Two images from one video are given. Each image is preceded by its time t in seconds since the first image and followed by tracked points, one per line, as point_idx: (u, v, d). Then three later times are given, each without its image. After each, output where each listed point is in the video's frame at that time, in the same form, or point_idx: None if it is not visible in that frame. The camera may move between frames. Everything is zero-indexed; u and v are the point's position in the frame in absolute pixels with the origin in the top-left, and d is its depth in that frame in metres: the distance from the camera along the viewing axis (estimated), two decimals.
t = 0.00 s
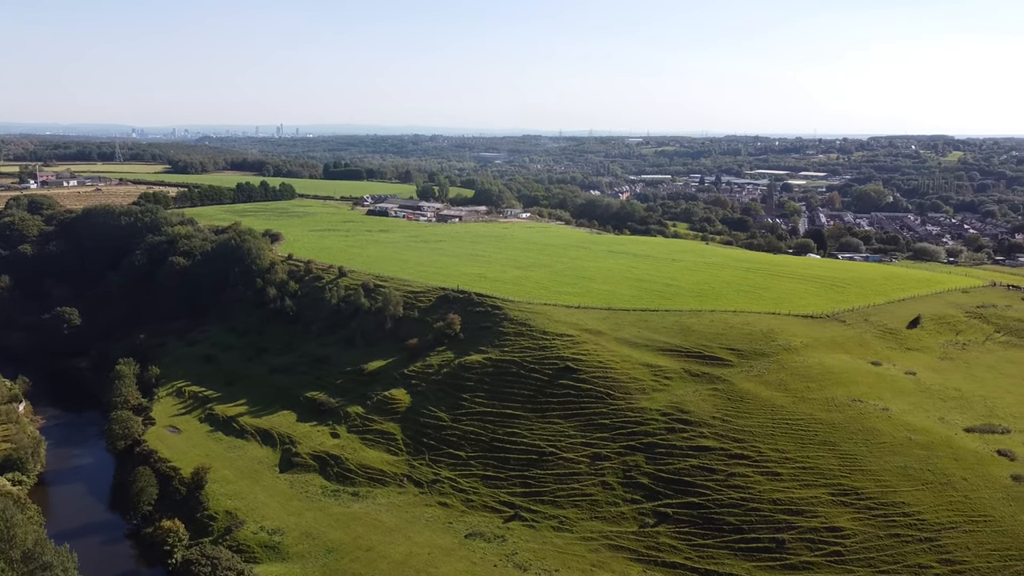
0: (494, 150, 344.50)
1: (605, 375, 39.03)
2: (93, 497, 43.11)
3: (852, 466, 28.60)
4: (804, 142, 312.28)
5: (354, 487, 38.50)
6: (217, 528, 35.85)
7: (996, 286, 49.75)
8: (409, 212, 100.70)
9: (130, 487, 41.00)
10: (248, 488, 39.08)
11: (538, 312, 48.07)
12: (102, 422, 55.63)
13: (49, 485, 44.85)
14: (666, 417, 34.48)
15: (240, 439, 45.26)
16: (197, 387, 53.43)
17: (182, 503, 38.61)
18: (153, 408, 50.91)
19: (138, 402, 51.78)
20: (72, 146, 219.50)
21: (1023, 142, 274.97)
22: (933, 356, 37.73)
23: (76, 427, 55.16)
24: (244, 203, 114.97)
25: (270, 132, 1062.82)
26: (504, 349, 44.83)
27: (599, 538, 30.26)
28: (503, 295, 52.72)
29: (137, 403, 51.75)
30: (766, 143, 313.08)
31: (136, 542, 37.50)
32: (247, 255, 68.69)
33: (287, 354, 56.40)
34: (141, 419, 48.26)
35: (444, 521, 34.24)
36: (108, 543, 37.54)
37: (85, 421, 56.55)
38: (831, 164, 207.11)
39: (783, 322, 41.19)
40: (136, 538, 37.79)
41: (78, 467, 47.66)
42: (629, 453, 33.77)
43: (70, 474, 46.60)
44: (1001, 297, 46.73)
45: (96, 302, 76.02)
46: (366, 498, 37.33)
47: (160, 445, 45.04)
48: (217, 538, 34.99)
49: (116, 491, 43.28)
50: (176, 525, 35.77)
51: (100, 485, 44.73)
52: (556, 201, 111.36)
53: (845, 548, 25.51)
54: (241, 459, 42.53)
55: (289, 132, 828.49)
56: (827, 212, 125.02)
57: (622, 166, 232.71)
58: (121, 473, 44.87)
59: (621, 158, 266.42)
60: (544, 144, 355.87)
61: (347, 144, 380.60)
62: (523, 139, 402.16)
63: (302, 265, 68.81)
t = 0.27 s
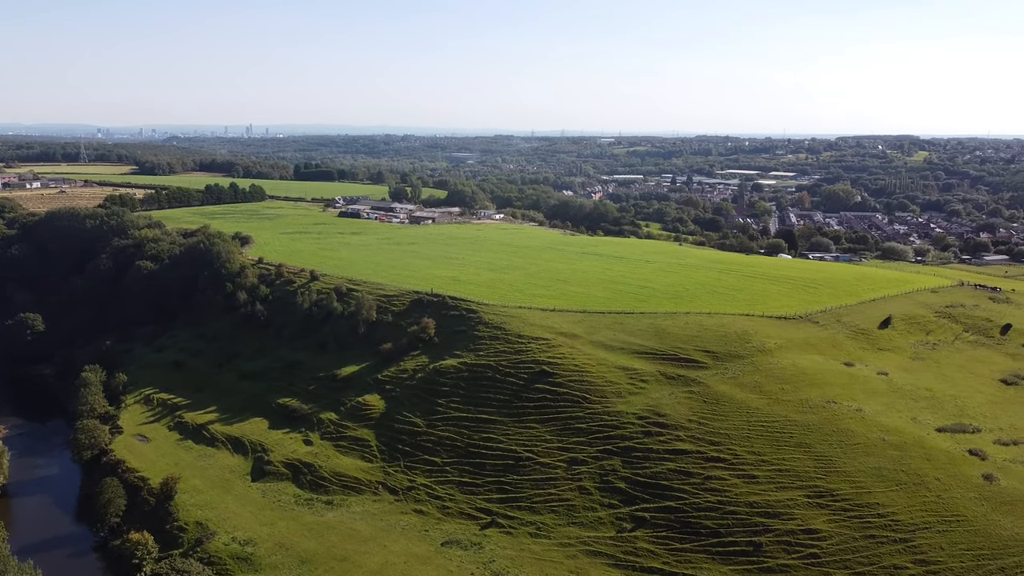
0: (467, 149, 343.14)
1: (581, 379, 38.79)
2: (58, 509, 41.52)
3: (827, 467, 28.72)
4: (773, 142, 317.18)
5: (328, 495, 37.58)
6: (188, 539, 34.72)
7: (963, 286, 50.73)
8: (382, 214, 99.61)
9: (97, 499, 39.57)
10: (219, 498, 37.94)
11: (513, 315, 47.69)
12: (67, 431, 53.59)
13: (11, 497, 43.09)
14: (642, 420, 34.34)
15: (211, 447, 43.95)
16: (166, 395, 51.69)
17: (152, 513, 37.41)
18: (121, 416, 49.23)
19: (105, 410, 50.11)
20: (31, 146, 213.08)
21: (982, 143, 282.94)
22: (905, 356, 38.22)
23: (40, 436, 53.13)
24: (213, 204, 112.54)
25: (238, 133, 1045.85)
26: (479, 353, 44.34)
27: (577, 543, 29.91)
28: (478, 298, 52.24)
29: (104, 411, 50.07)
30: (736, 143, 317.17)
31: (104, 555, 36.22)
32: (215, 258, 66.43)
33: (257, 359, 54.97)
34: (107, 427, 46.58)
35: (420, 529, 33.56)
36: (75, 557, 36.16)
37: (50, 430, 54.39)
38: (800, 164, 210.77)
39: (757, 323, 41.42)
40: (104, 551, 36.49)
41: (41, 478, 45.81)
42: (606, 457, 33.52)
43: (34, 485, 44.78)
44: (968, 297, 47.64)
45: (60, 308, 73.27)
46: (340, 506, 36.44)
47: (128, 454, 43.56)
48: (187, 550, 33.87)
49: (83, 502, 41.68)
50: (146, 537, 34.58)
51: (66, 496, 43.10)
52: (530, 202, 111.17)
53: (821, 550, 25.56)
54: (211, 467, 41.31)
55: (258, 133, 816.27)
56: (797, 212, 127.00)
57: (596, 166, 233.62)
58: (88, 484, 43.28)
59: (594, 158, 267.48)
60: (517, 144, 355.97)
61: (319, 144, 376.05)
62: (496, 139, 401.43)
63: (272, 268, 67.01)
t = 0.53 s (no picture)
0: (444, 149, 341.41)
1: (560, 382, 38.57)
2: (27, 518, 40.14)
3: (806, 469, 28.83)
4: (748, 142, 320.88)
5: (305, 502, 36.76)
6: (162, 549, 33.75)
7: (936, 285, 51.51)
8: (358, 215, 98.51)
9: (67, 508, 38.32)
10: (194, 506, 36.93)
11: (492, 318, 47.32)
12: (36, 439, 51.90)
13: None
14: (622, 423, 34.21)
15: (185, 454, 42.80)
16: (139, 401, 50.25)
17: (124, 524, 36.27)
18: (92, 424, 47.65)
19: (75, 416, 48.58)
20: None
21: (950, 143, 289.56)
22: (882, 355, 38.59)
23: (7, 445, 51.36)
24: (185, 206, 110.29)
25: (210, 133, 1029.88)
26: (458, 356, 43.89)
27: (558, 547, 29.57)
28: (456, 301, 51.77)
29: (75, 417, 48.53)
30: (711, 143, 320.25)
31: (76, 566, 35.10)
32: (189, 261, 64.96)
33: (231, 364, 53.84)
34: (78, 435, 44.93)
35: (399, 535, 32.95)
36: (45, 569, 34.98)
37: (18, 438, 52.63)
38: (774, 163, 213.40)
39: (735, 324, 41.58)
40: (75, 563, 35.36)
41: (9, 487, 44.26)
42: (586, 461, 33.27)
43: (2, 495, 43.20)
44: (941, 296, 48.37)
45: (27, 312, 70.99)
46: (318, 513, 35.66)
47: (99, 462, 42.24)
48: (162, 561, 32.91)
49: (53, 512, 40.31)
50: (118, 548, 33.53)
51: (35, 505, 41.69)
52: (507, 203, 110.84)
53: (802, 551, 25.57)
54: (185, 475, 40.22)
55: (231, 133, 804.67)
56: (773, 211, 128.51)
57: (573, 166, 234.09)
58: (58, 493, 41.93)
59: (571, 158, 268.08)
60: (494, 144, 355.42)
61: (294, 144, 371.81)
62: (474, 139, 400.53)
63: (247, 270, 65.77)
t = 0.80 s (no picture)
0: (421, 149, 339.36)
1: (540, 384, 38.30)
2: None
3: (785, 470, 28.91)
4: (723, 141, 324.01)
5: (282, 509, 35.99)
6: (135, 559, 32.79)
7: (909, 284, 52.26)
8: (333, 215, 97.31)
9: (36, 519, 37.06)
10: (168, 515, 35.95)
11: (471, 320, 46.91)
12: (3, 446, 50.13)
13: None
14: (602, 425, 34.04)
15: (159, 461, 41.70)
16: (111, 407, 48.83)
17: (96, 534, 35.21)
18: (62, 431, 46.18)
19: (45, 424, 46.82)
20: None
21: (919, 142, 295.65)
22: (858, 355, 38.95)
23: None
24: (158, 207, 107.72)
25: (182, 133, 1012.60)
26: (436, 359, 43.40)
27: (539, 552, 29.25)
28: (434, 303, 51.27)
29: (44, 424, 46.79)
30: (688, 142, 322.87)
31: None
32: (162, 265, 63.34)
33: (205, 368, 52.59)
34: (48, 442, 43.40)
35: (378, 542, 32.36)
36: None
37: None
38: (749, 162, 215.84)
39: (714, 325, 41.70)
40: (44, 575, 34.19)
41: None
42: (566, 464, 33.02)
43: None
44: (916, 295, 49.08)
45: None
46: (295, 520, 34.91)
47: (69, 470, 40.87)
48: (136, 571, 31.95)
49: (21, 522, 38.98)
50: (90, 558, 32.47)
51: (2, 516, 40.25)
52: (485, 202, 110.40)
53: (782, 552, 25.60)
54: (159, 483, 39.17)
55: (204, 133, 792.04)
56: (749, 210, 129.84)
57: (550, 165, 234.19)
58: (26, 503, 40.55)
59: (548, 157, 268.26)
60: (471, 143, 354.22)
61: (269, 143, 366.69)
62: (452, 139, 398.91)
63: (221, 273, 64.26)
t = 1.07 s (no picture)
0: (393, 147, 336.87)
1: (516, 388, 37.94)
2: None
3: (762, 471, 29.00)
4: (694, 138, 326.91)
5: (255, 518, 35.09)
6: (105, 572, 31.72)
7: (881, 283, 53.03)
8: (305, 216, 95.79)
9: None
10: (138, 526, 34.82)
11: (446, 323, 46.37)
12: None
13: None
14: (579, 428, 33.82)
15: (128, 470, 40.38)
16: (77, 415, 47.18)
17: (62, 546, 33.98)
18: (27, 440, 44.26)
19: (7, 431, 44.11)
20: None
21: (886, 142, 303.09)
22: (831, 354, 39.36)
23: None
24: (124, 208, 104.66)
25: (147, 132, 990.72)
26: (411, 363, 42.81)
27: (517, 557, 28.87)
28: (408, 305, 50.59)
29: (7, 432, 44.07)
30: (659, 140, 325.21)
31: None
32: (129, 268, 61.18)
33: (173, 374, 51.13)
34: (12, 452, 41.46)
35: (353, 550, 31.67)
36: None
37: None
38: (721, 160, 218.26)
39: (689, 326, 41.80)
40: None
41: None
42: (543, 467, 32.71)
43: None
44: (886, 293, 49.87)
45: None
46: (269, 529, 34.06)
47: (33, 480, 39.13)
48: None
49: None
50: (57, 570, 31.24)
51: None
52: (458, 202, 109.72)
53: (759, 554, 25.64)
54: (127, 493, 37.93)
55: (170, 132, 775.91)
56: (721, 208, 131.08)
57: (523, 163, 233.82)
58: None
59: (521, 155, 267.83)
60: (444, 142, 352.23)
61: (238, 142, 359.98)
62: (425, 137, 395.63)
63: (191, 276, 62.31)
